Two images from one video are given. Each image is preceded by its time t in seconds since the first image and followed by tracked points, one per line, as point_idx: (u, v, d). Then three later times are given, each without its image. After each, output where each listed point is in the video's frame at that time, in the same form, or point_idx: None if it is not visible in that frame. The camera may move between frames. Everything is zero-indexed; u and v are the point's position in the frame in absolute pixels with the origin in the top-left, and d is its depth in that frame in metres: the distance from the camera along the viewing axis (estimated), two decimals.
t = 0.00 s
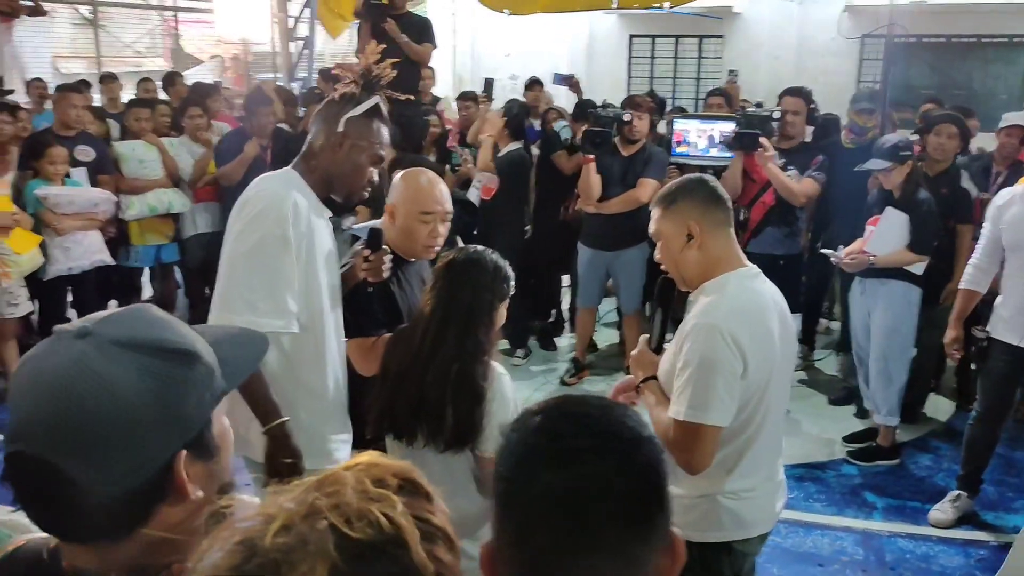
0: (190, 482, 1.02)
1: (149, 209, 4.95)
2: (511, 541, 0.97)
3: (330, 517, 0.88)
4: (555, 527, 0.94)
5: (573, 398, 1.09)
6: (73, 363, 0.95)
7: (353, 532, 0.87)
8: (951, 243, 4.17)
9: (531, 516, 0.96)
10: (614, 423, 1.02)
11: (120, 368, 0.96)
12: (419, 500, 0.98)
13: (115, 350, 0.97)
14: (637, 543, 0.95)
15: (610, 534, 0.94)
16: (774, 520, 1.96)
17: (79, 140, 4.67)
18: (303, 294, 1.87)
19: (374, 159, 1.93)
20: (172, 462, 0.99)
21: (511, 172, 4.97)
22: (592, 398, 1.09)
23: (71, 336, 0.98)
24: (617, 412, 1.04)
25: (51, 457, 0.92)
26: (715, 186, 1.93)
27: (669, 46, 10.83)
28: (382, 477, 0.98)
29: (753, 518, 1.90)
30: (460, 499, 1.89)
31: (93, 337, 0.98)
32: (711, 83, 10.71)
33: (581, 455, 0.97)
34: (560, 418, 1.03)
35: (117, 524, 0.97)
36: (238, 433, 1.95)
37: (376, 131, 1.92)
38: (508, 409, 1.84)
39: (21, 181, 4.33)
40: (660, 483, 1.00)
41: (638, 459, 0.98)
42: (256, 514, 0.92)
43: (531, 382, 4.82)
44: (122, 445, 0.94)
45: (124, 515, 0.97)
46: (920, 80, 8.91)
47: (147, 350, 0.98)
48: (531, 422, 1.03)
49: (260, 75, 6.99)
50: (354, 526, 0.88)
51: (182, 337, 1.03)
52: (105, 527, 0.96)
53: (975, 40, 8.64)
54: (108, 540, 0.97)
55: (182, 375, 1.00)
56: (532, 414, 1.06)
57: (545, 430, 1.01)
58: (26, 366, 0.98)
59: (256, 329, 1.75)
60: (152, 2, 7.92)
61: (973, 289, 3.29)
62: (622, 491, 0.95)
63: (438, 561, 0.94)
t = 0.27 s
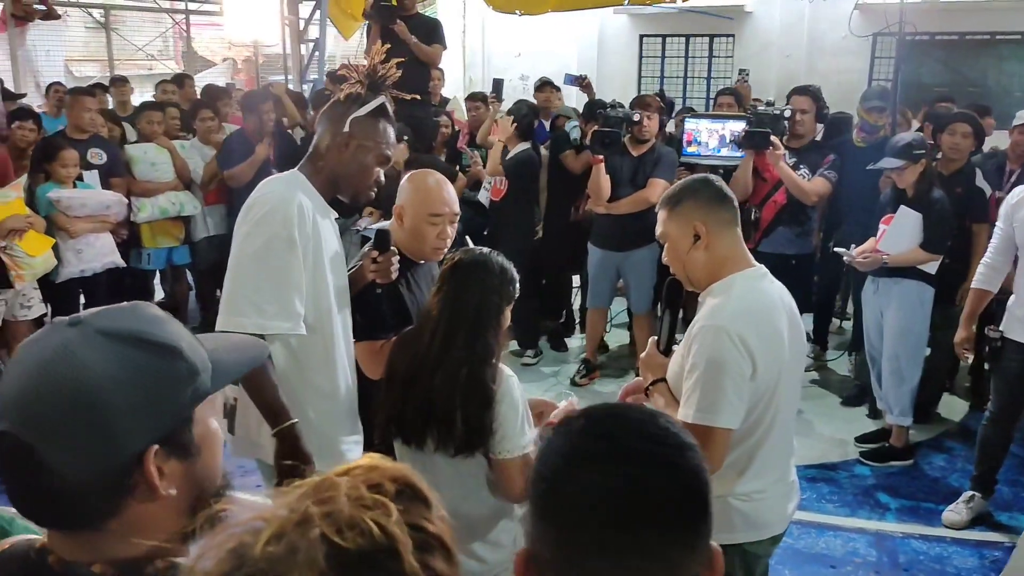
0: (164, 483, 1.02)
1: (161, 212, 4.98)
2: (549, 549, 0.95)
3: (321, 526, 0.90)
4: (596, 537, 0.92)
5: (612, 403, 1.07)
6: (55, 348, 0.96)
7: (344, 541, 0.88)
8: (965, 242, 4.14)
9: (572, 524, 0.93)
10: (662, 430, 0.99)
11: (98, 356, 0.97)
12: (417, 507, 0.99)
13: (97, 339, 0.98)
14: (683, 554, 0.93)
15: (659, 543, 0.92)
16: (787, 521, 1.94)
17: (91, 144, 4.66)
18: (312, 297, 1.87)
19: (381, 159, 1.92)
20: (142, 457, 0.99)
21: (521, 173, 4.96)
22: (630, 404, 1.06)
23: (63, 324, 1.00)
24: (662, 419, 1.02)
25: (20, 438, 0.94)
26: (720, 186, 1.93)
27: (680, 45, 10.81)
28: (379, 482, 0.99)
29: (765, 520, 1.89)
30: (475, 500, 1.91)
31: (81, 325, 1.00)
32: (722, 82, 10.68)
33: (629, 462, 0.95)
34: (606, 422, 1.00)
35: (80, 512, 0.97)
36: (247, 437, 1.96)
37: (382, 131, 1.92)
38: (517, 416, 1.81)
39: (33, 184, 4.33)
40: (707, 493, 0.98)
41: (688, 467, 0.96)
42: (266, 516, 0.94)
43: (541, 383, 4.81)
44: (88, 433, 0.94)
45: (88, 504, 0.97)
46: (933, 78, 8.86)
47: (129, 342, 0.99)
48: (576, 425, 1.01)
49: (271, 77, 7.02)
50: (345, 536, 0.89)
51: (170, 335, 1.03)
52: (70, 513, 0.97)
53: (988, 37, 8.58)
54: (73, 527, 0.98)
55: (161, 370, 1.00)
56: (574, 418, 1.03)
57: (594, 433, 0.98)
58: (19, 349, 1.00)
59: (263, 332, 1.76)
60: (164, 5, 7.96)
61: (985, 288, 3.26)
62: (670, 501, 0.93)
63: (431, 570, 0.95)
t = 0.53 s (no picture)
0: (155, 498, 1.00)
1: (175, 214, 5.03)
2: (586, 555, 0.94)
3: (333, 536, 0.88)
4: (632, 545, 0.90)
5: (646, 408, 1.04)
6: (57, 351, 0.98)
7: (356, 551, 0.87)
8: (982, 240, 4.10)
9: (608, 532, 0.92)
10: (702, 437, 0.97)
11: (91, 362, 0.96)
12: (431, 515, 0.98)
13: (95, 344, 0.98)
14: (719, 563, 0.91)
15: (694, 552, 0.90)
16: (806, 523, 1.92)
17: (104, 147, 4.71)
18: (322, 298, 1.87)
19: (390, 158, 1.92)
20: (124, 470, 0.97)
21: (533, 173, 4.95)
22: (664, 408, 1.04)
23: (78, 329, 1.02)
24: (701, 426, 1.00)
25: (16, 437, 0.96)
26: (733, 183, 1.91)
27: (692, 44, 10.77)
28: (394, 490, 0.97)
29: (783, 521, 1.87)
30: (490, 503, 1.89)
31: (90, 331, 1.01)
32: (734, 81, 10.64)
33: (667, 469, 0.92)
34: (643, 428, 0.97)
35: (72, 516, 0.98)
36: (261, 440, 1.96)
37: (391, 130, 1.91)
38: (528, 417, 1.81)
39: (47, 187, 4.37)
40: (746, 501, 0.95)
41: (728, 476, 0.94)
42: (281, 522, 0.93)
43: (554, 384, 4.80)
44: (70, 438, 0.94)
45: (75, 508, 0.97)
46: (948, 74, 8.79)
47: (124, 350, 0.98)
48: (610, 430, 0.98)
49: (283, 79, 7.04)
50: (358, 546, 0.87)
51: (172, 343, 1.02)
52: (59, 514, 0.98)
53: (1003, 33, 8.50)
54: (66, 529, 0.99)
55: (148, 380, 0.97)
56: (607, 421, 1.01)
57: (630, 439, 0.96)
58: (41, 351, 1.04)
59: (274, 335, 1.76)
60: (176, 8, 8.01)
61: (1005, 287, 3.23)
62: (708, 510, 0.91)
63: None
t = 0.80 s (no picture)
0: (144, 523, 0.98)
1: (184, 217, 5.05)
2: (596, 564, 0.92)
3: (347, 551, 0.87)
4: (645, 556, 0.88)
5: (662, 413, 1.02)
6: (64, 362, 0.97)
7: (370, 566, 0.86)
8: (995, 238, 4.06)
9: (619, 541, 0.90)
10: (717, 446, 0.94)
11: (92, 379, 0.95)
12: (447, 527, 0.97)
13: (100, 361, 0.96)
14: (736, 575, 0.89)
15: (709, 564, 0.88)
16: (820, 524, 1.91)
17: (114, 149, 4.68)
18: (333, 301, 1.86)
19: (396, 158, 1.92)
20: (110, 493, 0.95)
21: (541, 173, 4.94)
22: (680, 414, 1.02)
23: (91, 339, 1.01)
24: (716, 434, 0.97)
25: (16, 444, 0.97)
26: (744, 182, 1.89)
27: (700, 42, 10.74)
28: (411, 502, 0.96)
29: (795, 523, 1.86)
30: (498, 506, 1.88)
31: (101, 342, 1.00)
32: (742, 79, 10.61)
33: (681, 478, 0.90)
34: (660, 434, 0.95)
35: (63, 530, 0.97)
36: (273, 445, 1.95)
37: (396, 130, 1.91)
38: (540, 419, 1.79)
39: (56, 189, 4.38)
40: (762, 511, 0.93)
41: (744, 485, 0.92)
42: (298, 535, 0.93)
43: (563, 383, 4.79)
44: (62, 454, 0.94)
45: (63, 522, 0.97)
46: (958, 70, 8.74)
47: (127, 369, 0.96)
48: (625, 435, 0.96)
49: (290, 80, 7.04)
50: (372, 560, 0.86)
51: (177, 363, 0.99)
52: (49, 527, 0.98)
53: (1014, 28, 8.45)
54: (56, 541, 0.99)
55: (145, 405, 0.95)
56: (621, 427, 0.99)
57: (645, 445, 0.94)
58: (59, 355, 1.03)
59: (284, 337, 1.75)
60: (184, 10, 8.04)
61: (1018, 284, 3.21)
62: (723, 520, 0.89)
63: None
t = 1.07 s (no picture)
0: (161, 521, 1.00)
1: (185, 217, 5.04)
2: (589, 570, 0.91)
3: (342, 565, 0.86)
4: (645, 562, 0.87)
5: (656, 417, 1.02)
6: (63, 370, 0.98)
7: None
8: (999, 233, 4.05)
9: (614, 547, 0.88)
10: (711, 451, 0.94)
11: (101, 382, 0.98)
12: (446, 543, 0.96)
13: (104, 363, 0.99)
14: None
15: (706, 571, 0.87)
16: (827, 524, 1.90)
17: (115, 150, 4.69)
18: (334, 301, 1.85)
19: (396, 158, 1.91)
20: (137, 493, 0.97)
21: (543, 171, 4.93)
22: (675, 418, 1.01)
23: (78, 347, 1.03)
24: (711, 438, 0.97)
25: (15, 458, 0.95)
26: (747, 180, 1.88)
27: (701, 38, 10.73)
28: (409, 515, 0.96)
29: (803, 522, 1.84)
30: (501, 507, 1.88)
31: (92, 349, 1.02)
32: (744, 75, 10.60)
33: (675, 483, 0.90)
34: (654, 438, 0.94)
35: (72, 541, 0.97)
36: (276, 447, 1.94)
37: (396, 129, 1.90)
38: (543, 418, 1.79)
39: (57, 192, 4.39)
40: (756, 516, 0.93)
41: (738, 490, 0.91)
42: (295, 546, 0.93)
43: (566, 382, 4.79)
44: (80, 459, 0.94)
45: (77, 532, 0.96)
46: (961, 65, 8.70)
47: (136, 370, 1.00)
48: (619, 440, 0.96)
49: (292, 80, 7.03)
50: None
51: (178, 364, 1.04)
52: (59, 539, 0.97)
53: (1016, 23, 8.43)
54: (63, 554, 0.98)
55: (162, 402, 0.99)
56: (616, 432, 0.98)
57: (641, 450, 0.93)
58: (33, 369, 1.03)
59: (288, 339, 1.75)
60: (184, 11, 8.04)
61: None
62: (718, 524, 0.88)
63: None
